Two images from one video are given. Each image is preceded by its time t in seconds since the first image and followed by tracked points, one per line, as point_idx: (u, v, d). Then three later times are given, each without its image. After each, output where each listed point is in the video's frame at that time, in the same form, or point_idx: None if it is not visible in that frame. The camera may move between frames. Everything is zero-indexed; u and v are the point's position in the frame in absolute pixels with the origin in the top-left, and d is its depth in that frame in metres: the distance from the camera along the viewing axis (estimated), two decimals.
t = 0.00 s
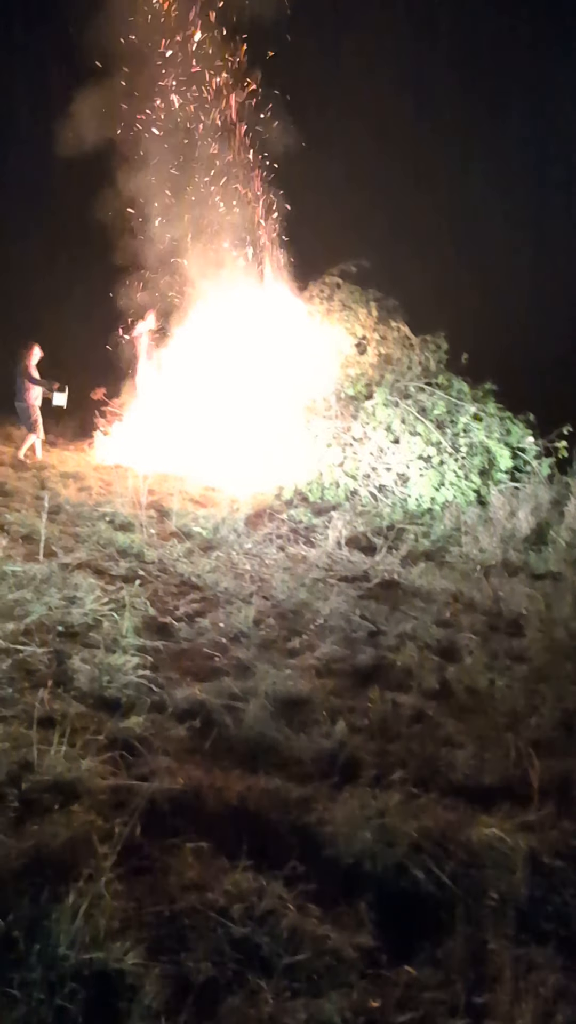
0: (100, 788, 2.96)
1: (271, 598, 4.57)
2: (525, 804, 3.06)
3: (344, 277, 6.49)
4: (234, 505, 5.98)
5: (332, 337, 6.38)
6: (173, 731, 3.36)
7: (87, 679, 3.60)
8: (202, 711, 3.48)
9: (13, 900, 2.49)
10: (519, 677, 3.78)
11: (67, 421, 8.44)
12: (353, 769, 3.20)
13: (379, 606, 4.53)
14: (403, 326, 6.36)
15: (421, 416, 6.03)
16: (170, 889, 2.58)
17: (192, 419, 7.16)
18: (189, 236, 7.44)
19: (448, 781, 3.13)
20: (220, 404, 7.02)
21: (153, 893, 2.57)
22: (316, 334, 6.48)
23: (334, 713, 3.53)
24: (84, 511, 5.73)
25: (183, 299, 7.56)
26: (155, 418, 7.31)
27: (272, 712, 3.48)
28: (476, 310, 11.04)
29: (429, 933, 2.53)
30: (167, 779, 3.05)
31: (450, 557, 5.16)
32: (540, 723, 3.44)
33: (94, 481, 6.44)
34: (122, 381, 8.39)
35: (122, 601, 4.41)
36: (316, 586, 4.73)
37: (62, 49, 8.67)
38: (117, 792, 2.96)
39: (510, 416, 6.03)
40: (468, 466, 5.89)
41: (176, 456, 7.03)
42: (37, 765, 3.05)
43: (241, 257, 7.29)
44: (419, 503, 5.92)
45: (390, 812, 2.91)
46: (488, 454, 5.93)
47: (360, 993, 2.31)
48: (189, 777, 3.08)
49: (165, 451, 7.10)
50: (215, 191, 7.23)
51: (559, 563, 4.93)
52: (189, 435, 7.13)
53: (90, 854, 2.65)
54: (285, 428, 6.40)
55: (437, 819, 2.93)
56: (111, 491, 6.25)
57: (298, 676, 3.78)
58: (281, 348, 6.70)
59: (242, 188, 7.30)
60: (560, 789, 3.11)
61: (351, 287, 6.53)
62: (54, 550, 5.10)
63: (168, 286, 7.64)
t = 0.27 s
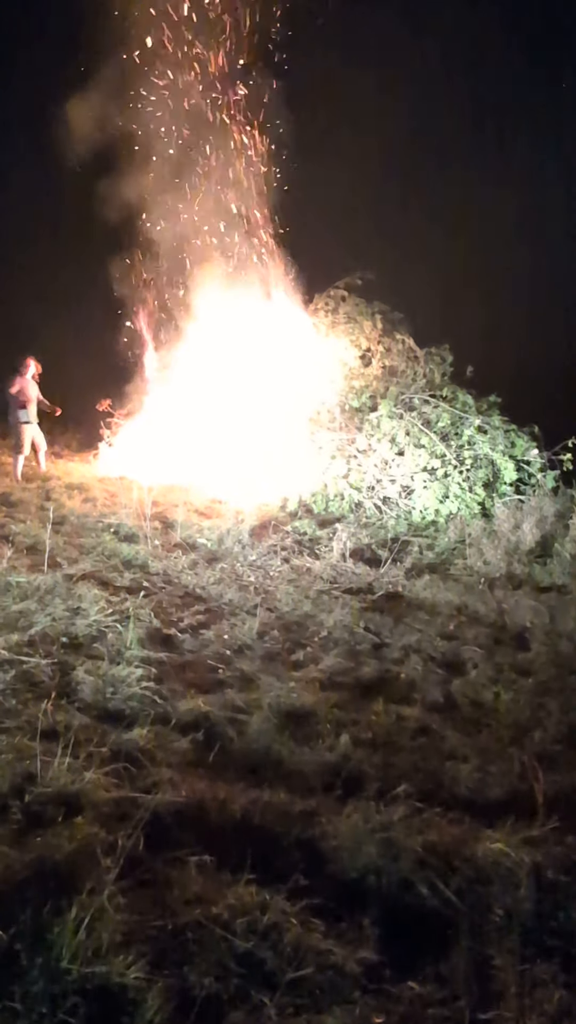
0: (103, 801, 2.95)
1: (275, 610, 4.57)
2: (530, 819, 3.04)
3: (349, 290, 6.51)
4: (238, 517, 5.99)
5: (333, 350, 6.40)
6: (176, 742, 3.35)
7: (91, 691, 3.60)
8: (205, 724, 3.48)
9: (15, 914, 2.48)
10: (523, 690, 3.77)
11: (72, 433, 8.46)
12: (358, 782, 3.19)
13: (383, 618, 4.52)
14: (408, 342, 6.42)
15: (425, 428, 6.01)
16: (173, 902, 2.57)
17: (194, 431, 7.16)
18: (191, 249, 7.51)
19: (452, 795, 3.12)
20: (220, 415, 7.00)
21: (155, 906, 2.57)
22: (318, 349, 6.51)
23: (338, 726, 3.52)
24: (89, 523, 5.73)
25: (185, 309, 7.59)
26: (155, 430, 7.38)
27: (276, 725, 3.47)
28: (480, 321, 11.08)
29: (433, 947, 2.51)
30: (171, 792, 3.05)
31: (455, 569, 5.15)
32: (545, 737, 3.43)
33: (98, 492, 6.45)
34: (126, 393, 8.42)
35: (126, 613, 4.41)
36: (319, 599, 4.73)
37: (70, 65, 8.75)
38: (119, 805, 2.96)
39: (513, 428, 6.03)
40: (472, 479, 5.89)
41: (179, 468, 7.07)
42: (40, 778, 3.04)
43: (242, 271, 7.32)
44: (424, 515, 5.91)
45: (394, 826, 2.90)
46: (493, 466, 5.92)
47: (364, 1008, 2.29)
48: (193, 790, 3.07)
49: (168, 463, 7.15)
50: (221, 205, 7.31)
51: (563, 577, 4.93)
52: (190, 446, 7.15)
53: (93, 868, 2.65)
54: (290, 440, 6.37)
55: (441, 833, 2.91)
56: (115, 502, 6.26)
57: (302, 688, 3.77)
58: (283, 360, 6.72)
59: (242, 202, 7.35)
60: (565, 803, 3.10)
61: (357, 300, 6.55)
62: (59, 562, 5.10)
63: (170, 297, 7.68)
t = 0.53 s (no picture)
0: (107, 807, 2.94)
1: (279, 618, 4.56)
2: (536, 828, 3.03)
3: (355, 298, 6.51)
4: (243, 524, 5.99)
5: (337, 358, 6.45)
6: (180, 749, 3.34)
7: (95, 698, 3.59)
8: (210, 731, 3.47)
9: (17, 921, 2.47)
10: (529, 699, 3.75)
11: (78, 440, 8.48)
12: (363, 791, 3.17)
13: (388, 626, 4.51)
14: (413, 350, 6.41)
15: (431, 436, 6.03)
16: (177, 910, 2.56)
17: (198, 437, 7.17)
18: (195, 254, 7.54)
19: (458, 805, 3.10)
20: (224, 421, 7.02)
21: (159, 914, 2.55)
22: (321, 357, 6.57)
23: (343, 734, 3.51)
24: (94, 529, 5.74)
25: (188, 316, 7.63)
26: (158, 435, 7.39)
27: (280, 733, 3.46)
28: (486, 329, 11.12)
29: (439, 957, 2.49)
30: (175, 799, 3.04)
31: (460, 577, 5.14)
32: (551, 746, 3.41)
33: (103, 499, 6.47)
34: (131, 400, 8.44)
35: (130, 619, 4.41)
36: (324, 606, 4.72)
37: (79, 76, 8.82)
38: (123, 811, 2.95)
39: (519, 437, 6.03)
40: (478, 487, 5.88)
41: (183, 474, 7.09)
42: (44, 784, 3.03)
43: (248, 274, 7.31)
44: (429, 523, 5.90)
45: (399, 835, 2.88)
46: (499, 474, 5.91)
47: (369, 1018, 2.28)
48: (197, 797, 3.06)
49: (172, 469, 7.17)
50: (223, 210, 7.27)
51: (569, 585, 4.92)
52: (195, 452, 7.16)
53: (96, 875, 2.63)
54: (297, 448, 6.36)
55: (446, 842, 2.89)
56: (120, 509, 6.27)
57: (306, 696, 3.76)
58: (287, 367, 6.77)
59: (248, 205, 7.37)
60: (571, 813, 3.08)
61: (363, 308, 6.55)
62: (64, 568, 5.11)
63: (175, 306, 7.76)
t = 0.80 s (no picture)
0: (112, 811, 2.93)
1: (285, 623, 4.55)
2: (543, 835, 3.01)
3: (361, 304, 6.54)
4: (249, 529, 5.99)
5: (344, 364, 6.46)
6: (185, 754, 3.33)
7: (100, 702, 3.58)
8: (215, 735, 3.46)
9: (22, 925, 2.46)
10: (536, 705, 3.73)
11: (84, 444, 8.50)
12: (369, 796, 3.16)
13: (394, 631, 4.49)
14: (420, 356, 6.44)
15: (437, 441, 6.00)
16: (182, 915, 2.54)
17: (205, 441, 7.19)
18: (197, 258, 7.64)
19: (464, 811, 3.08)
20: (230, 425, 7.04)
21: (163, 919, 2.54)
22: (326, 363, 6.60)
23: (348, 739, 3.50)
24: (100, 533, 5.74)
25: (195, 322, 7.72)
26: (164, 440, 7.41)
27: (286, 738, 3.45)
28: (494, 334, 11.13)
29: (445, 965, 2.48)
30: (180, 803, 3.03)
31: (466, 583, 5.12)
32: (558, 753, 3.40)
33: (109, 502, 6.49)
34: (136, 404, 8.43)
35: (136, 623, 4.41)
36: (330, 611, 4.71)
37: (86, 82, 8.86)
38: (128, 815, 2.94)
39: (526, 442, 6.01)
40: (484, 492, 5.84)
41: (190, 477, 7.10)
42: (49, 788, 3.03)
43: (254, 281, 7.38)
44: (435, 528, 5.89)
45: (405, 841, 2.87)
46: (505, 479, 5.89)
47: None
48: (202, 801, 3.05)
49: (178, 473, 7.18)
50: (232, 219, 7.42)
51: None
52: (201, 456, 7.18)
53: (100, 879, 2.62)
54: (301, 454, 6.33)
55: (452, 849, 2.88)
56: (126, 512, 6.28)
57: (312, 702, 3.74)
58: (293, 371, 6.79)
59: (251, 208, 7.39)
60: None
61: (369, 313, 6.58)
62: (70, 572, 5.11)
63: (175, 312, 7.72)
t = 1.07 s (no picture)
0: (115, 814, 2.93)
1: (289, 626, 4.55)
2: (547, 840, 3.00)
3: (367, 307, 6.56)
4: (254, 531, 6.00)
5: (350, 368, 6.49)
6: (189, 757, 3.32)
7: (104, 705, 3.58)
8: (219, 738, 3.45)
9: (25, 927, 2.46)
10: (540, 710, 3.72)
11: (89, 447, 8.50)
12: (373, 800, 3.15)
13: (399, 635, 4.48)
14: (425, 358, 6.41)
15: (442, 445, 6.00)
16: (185, 918, 2.54)
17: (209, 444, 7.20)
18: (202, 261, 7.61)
19: (468, 816, 3.07)
20: (234, 428, 7.04)
21: (166, 922, 2.53)
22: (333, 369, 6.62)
23: (352, 742, 3.49)
24: (104, 536, 5.74)
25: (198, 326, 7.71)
26: (169, 442, 7.43)
27: (289, 741, 3.44)
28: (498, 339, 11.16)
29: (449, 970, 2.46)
30: (183, 806, 3.02)
31: (471, 587, 5.11)
32: (563, 758, 3.38)
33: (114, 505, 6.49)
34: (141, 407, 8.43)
35: (140, 626, 4.41)
36: (334, 615, 4.71)
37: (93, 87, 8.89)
38: (131, 818, 2.94)
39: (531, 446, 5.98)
40: (490, 496, 5.84)
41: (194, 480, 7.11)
42: (52, 789, 3.03)
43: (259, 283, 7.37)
44: (440, 532, 5.89)
45: (409, 846, 2.86)
46: (510, 483, 5.87)
47: None
48: (206, 804, 3.04)
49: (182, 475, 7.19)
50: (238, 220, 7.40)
51: None
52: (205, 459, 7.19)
53: (103, 881, 2.62)
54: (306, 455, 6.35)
55: (456, 853, 2.87)
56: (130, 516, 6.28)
57: (316, 705, 3.73)
58: (298, 374, 6.80)
59: (256, 211, 7.40)
60: None
61: (374, 316, 6.60)
62: (74, 574, 5.11)
63: (180, 314, 7.76)
